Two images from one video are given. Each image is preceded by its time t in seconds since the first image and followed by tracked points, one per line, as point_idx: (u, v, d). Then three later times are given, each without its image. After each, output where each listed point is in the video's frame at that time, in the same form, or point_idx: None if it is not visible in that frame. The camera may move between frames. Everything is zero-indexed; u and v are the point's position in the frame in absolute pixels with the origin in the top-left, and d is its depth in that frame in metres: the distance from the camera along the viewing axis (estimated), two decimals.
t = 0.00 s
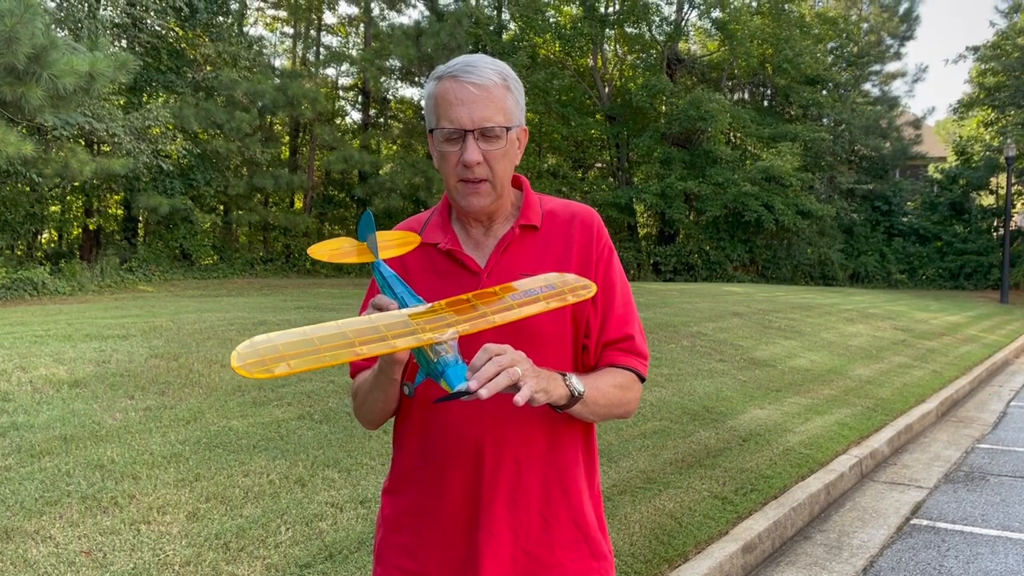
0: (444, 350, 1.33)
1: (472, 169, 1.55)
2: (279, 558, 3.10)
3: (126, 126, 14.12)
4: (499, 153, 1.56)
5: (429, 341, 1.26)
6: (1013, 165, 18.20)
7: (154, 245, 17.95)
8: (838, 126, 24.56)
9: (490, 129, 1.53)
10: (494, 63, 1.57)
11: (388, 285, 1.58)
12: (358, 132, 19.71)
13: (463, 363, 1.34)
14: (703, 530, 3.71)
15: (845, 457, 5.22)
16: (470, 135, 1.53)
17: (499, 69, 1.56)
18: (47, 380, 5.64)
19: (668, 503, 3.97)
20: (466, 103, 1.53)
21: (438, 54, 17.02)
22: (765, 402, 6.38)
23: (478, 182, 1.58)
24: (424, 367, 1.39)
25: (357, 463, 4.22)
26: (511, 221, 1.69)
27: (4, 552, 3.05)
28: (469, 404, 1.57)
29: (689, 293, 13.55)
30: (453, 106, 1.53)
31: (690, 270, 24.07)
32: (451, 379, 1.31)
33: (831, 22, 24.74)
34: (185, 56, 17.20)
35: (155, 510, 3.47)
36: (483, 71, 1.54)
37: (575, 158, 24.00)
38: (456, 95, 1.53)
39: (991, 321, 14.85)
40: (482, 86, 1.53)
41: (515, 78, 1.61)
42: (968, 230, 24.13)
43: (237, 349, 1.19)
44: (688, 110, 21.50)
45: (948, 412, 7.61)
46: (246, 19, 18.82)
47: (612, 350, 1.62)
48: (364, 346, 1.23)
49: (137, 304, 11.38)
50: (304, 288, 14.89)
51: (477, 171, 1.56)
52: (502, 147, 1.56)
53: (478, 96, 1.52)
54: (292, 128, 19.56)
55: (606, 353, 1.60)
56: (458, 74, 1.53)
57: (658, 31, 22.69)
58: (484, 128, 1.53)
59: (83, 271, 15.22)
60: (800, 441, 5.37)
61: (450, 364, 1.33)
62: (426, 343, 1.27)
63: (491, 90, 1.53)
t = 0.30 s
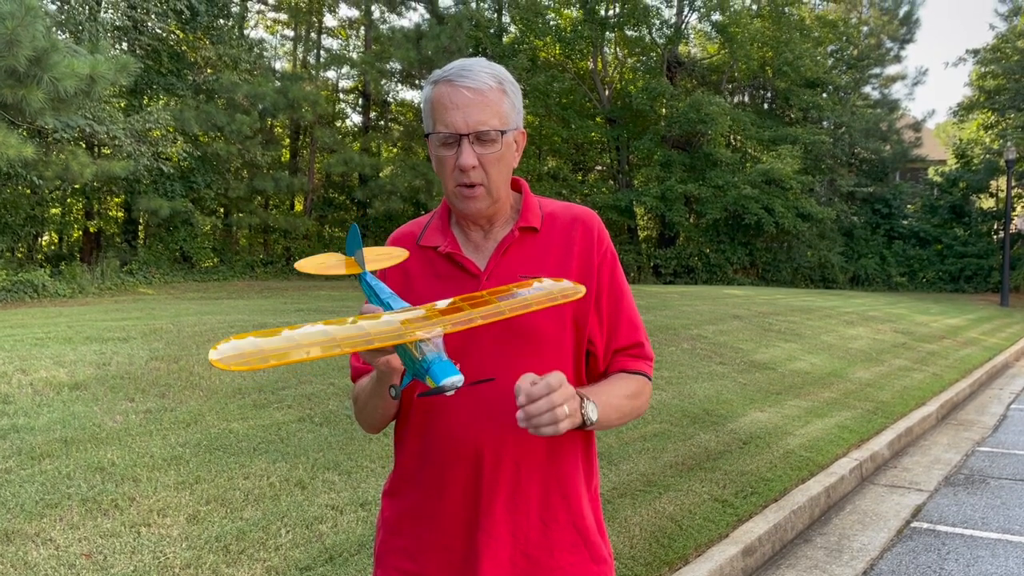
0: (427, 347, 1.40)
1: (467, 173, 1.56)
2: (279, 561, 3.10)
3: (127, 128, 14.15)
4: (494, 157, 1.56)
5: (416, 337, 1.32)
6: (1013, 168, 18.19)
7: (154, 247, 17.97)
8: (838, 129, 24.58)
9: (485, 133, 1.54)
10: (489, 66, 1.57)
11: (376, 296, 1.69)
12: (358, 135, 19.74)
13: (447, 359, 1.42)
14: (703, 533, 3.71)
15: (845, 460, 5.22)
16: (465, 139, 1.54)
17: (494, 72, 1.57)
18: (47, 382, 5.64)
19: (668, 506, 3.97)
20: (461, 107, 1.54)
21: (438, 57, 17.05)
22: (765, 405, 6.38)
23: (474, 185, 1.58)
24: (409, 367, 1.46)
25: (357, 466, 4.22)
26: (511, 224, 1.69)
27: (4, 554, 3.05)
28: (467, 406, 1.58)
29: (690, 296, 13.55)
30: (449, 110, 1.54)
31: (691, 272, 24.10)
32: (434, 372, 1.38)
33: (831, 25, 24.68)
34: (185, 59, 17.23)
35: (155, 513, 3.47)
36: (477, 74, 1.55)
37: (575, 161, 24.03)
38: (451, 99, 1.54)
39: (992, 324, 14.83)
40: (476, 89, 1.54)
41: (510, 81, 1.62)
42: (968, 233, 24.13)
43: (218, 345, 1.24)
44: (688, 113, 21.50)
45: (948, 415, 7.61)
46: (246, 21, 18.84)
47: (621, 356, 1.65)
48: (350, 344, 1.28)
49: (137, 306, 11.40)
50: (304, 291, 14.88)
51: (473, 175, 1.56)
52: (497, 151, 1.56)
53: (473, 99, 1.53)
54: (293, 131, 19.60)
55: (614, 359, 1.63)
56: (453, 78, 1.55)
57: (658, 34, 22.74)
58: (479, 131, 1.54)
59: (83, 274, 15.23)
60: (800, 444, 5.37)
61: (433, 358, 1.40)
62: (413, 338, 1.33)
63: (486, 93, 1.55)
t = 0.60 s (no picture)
0: (476, 348, 1.41)
1: (462, 176, 1.57)
2: (279, 562, 3.10)
3: (127, 130, 14.16)
4: (490, 159, 1.56)
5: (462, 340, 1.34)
6: (1013, 170, 18.19)
7: (155, 249, 17.97)
8: (838, 131, 24.61)
9: (480, 136, 1.54)
10: (485, 69, 1.57)
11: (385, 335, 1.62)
12: (358, 137, 19.77)
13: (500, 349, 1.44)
14: (703, 535, 3.71)
15: (845, 462, 5.21)
16: (460, 142, 1.54)
17: (490, 75, 1.56)
18: (47, 384, 5.65)
19: (668, 508, 3.97)
20: (455, 110, 1.54)
21: (438, 59, 17.09)
22: (765, 407, 6.39)
23: (471, 188, 1.59)
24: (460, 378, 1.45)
25: (357, 468, 4.23)
26: (510, 228, 1.70)
27: (4, 555, 3.06)
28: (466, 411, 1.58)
29: (689, 298, 13.56)
30: (443, 114, 1.55)
31: (691, 275, 24.10)
32: (495, 367, 1.40)
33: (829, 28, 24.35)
34: (186, 60, 17.25)
35: (155, 515, 3.47)
36: (473, 77, 1.55)
37: (575, 163, 24.05)
38: (446, 103, 1.55)
39: (992, 326, 14.82)
40: (470, 93, 1.54)
41: (508, 83, 1.62)
42: (968, 235, 24.14)
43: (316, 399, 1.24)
44: (688, 115, 21.50)
45: (948, 417, 7.61)
46: (247, 24, 18.86)
47: (611, 362, 1.65)
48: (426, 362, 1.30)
49: (137, 308, 11.40)
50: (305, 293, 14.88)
51: (468, 177, 1.57)
52: (493, 153, 1.56)
53: (469, 103, 1.54)
54: (293, 133, 19.63)
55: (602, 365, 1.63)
56: (449, 82, 1.55)
57: (658, 36, 22.76)
58: (474, 134, 1.54)
59: (84, 275, 15.24)
60: (800, 446, 5.37)
61: (488, 357, 1.41)
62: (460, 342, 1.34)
63: (481, 96, 1.54)
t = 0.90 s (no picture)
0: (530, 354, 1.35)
1: (453, 177, 1.57)
2: (279, 563, 3.11)
3: (127, 131, 14.16)
4: (480, 160, 1.57)
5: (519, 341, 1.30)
6: (1013, 172, 18.18)
7: (155, 251, 17.98)
8: (838, 133, 24.62)
9: (469, 136, 1.55)
10: (475, 69, 1.57)
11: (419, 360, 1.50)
12: (359, 138, 19.79)
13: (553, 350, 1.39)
14: (702, 537, 3.71)
15: (844, 464, 5.21)
16: (450, 144, 1.55)
17: (480, 76, 1.57)
18: (47, 385, 5.65)
19: (667, 509, 3.97)
20: (445, 112, 1.55)
21: (438, 60, 17.11)
22: (764, 408, 6.39)
23: (463, 188, 1.60)
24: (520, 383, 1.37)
25: (357, 469, 4.23)
26: (508, 227, 1.69)
27: (4, 556, 3.06)
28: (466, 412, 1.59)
29: (689, 300, 13.56)
30: (434, 115, 1.56)
31: (691, 276, 24.12)
32: (558, 364, 1.35)
33: (831, 29, 24.67)
34: (186, 62, 17.26)
35: (154, 515, 3.48)
36: (462, 78, 1.56)
37: (575, 164, 24.07)
38: (436, 104, 1.56)
39: (992, 328, 14.81)
40: (459, 94, 1.55)
41: (500, 82, 1.62)
42: (968, 237, 24.13)
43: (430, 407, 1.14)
44: (689, 117, 21.51)
45: (948, 419, 7.61)
46: (247, 25, 18.89)
47: (607, 362, 1.66)
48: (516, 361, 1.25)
49: (137, 309, 11.37)
50: (304, 294, 14.88)
51: (459, 178, 1.58)
52: (483, 154, 1.57)
53: (457, 104, 1.54)
54: (293, 134, 19.66)
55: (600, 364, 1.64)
56: (439, 84, 1.56)
57: (659, 38, 22.77)
58: (463, 135, 1.55)
59: (83, 277, 15.26)
60: (799, 447, 5.38)
61: (547, 356, 1.35)
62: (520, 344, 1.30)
63: (470, 97, 1.55)
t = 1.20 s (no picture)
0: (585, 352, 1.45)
1: (454, 177, 1.58)
2: (279, 564, 3.10)
3: (128, 132, 14.17)
4: (481, 160, 1.58)
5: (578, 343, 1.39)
6: (1013, 173, 18.16)
7: (155, 251, 17.98)
8: (839, 134, 24.64)
9: (470, 136, 1.55)
10: (474, 70, 1.58)
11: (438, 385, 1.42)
12: (359, 139, 19.80)
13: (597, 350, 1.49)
14: (702, 538, 3.71)
15: (844, 465, 5.21)
16: (451, 143, 1.55)
17: (479, 75, 1.57)
18: (47, 386, 5.64)
19: (668, 510, 3.97)
20: (445, 112, 1.55)
21: (438, 61, 17.14)
22: (764, 410, 6.39)
23: (463, 189, 1.60)
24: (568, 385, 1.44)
25: (357, 470, 4.23)
26: (507, 228, 1.70)
27: (5, 557, 3.07)
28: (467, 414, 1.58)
29: (690, 301, 13.55)
30: (434, 115, 1.56)
31: (691, 277, 24.13)
32: (608, 362, 1.46)
33: (831, 31, 24.63)
34: (187, 63, 17.28)
35: (155, 516, 3.48)
36: (462, 78, 1.56)
37: (576, 165, 24.08)
38: (436, 105, 1.56)
39: (993, 329, 14.79)
40: (459, 94, 1.55)
41: (498, 82, 1.62)
42: (969, 238, 24.12)
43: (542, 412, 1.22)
44: (689, 118, 21.52)
45: (948, 420, 7.60)
46: (248, 27, 18.91)
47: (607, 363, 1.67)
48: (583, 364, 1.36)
49: (137, 310, 11.35)
50: (304, 295, 14.89)
51: (460, 178, 1.58)
52: (485, 153, 1.57)
53: (458, 104, 1.55)
54: (294, 136, 19.69)
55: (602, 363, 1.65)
56: (438, 84, 1.56)
57: (659, 39, 22.79)
58: (464, 135, 1.55)
59: (84, 278, 15.27)
60: (799, 448, 5.38)
61: (598, 356, 1.46)
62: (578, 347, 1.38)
63: (471, 97, 1.55)
